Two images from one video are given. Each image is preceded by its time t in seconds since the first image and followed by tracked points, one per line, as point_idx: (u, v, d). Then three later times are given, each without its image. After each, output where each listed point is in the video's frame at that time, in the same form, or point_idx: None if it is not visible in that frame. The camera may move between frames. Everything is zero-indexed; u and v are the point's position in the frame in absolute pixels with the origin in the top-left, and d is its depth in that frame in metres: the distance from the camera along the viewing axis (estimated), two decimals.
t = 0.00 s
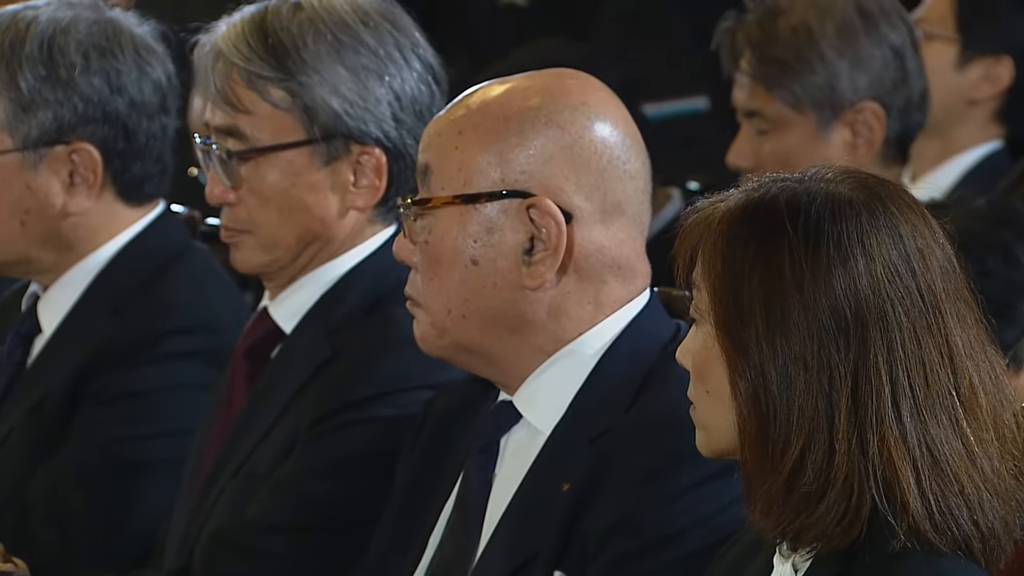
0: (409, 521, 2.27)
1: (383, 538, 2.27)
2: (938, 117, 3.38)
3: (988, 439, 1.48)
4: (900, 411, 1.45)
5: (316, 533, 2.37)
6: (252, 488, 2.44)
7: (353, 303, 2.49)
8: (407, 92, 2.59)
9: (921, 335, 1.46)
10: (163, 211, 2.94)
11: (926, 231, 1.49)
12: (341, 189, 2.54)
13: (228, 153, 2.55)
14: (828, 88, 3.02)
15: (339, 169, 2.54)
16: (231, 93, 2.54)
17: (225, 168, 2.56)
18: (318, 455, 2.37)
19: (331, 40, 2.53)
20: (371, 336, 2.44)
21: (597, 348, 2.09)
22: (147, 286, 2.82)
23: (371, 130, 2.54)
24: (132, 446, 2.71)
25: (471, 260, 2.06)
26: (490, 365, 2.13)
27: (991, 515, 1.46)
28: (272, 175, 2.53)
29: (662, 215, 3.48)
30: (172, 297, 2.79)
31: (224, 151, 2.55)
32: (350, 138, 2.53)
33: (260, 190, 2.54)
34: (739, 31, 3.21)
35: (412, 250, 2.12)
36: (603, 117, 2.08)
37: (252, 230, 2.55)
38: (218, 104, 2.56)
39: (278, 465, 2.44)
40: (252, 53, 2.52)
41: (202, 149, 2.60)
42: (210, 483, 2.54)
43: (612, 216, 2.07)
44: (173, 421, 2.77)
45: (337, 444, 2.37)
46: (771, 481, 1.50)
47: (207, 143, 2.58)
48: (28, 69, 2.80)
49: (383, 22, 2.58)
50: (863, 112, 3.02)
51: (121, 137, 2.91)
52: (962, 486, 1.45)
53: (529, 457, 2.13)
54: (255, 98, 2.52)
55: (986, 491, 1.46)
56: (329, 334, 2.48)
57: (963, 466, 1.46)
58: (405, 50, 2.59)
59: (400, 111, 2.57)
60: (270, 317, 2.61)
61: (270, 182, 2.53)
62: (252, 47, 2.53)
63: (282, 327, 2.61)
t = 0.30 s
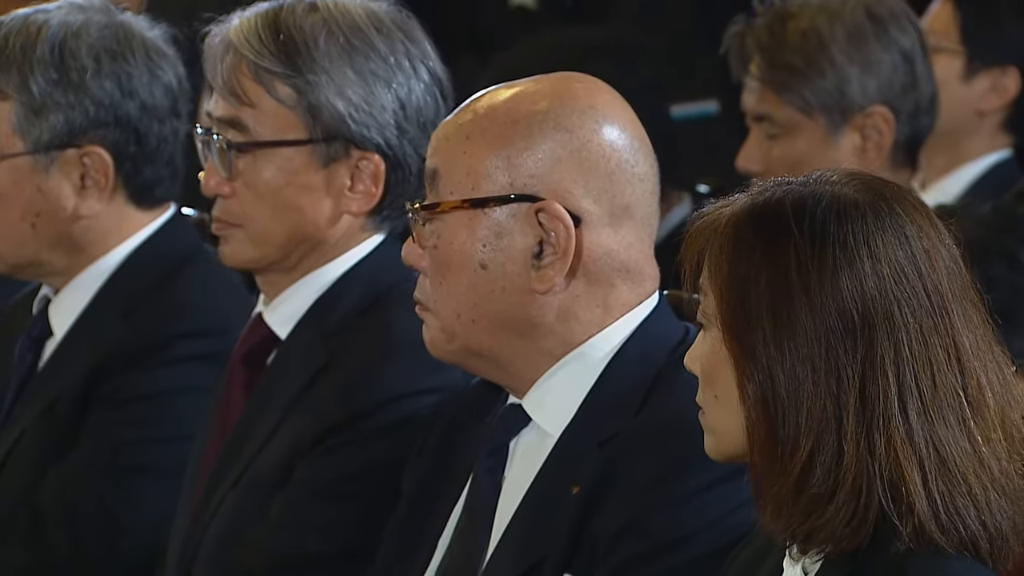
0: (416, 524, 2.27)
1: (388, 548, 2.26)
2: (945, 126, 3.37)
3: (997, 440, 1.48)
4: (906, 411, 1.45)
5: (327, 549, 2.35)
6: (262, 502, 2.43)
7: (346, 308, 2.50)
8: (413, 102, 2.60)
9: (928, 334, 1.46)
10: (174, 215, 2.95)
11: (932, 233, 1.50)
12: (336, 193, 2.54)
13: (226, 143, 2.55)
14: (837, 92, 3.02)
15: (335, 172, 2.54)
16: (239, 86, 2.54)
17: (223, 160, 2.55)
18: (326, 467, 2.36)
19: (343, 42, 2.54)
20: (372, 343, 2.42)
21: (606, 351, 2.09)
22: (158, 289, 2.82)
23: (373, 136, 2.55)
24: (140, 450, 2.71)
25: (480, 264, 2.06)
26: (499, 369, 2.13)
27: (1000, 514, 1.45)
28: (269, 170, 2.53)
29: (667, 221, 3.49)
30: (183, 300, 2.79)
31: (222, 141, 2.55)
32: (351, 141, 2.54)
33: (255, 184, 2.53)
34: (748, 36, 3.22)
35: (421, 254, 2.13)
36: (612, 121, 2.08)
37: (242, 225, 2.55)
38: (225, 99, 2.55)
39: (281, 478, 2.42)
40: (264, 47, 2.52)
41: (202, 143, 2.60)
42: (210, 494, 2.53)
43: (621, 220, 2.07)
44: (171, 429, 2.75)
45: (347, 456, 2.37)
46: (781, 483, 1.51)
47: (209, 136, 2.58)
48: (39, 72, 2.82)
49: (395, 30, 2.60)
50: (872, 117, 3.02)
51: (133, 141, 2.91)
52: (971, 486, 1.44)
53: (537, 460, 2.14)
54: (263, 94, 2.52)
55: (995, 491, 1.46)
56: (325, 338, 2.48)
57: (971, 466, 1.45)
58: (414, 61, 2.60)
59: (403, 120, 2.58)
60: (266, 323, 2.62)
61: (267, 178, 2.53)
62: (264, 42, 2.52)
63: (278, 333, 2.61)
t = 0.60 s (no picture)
0: (426, 528, 2.28)
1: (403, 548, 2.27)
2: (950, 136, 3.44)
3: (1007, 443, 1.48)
4: (917, 414, 1.46)
5: (334, 558, 2.36)
6: (265, 514, 2.42)
7: (335, 313, 2.50)
8: (400, 112, 2.58)
9: (937, 336, 1.47)
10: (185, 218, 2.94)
11: (941, 236, 1.51)
12: (317, 197, 2.54)
13: (209, 140, 2.55)
14: (847, 97, 3.06)
15: (318, 178, 2.53)
16: (226, 84, 2.53)
17: (206, 158, 2.55)
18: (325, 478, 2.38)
19: (333, 48, 2.54)
20: (367, 346, 2.43)
21: (615, 355, 2.09)
22: (168, 294, 2.81)
23: (357, 143, 2.54)
24: (148, 453, 2.73)
25: (488, 269, 2.06)
26: (507, 373, 2.13)
27: (1011, 517, 1.45)
28: (251, 171, 2.53)
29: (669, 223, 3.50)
30: (193, 306, 2.78)
31: (206, 138, 2.55)
32: (335, 148, 2.53)
33: (235, 183, 2.53)
34: (756, 41, 3.24)
35: (428, 259, 2.12)
36: (620, 125, 2.08)
37: (223, 224, 2.54)
38: (214, 98, 2.55)
39: (283, 487, 2.42)
40: (254, 48, 2.52)
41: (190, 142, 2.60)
42: (202, 508, 2.51)
43: (628, 223, 2.07)
44: (180, 431, 2.77)
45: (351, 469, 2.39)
46: (792, 488, 1.51)
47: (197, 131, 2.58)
48: (50, 76, 2.82)
49: (389, 40, 2.59)
50: (882, 121, 3.06)
51: (143, 145, 2.91)
52: (981, 488, 1.45)
53: (547, 464, 2.13)
54: (252, 95, 2.52)
55: (1005, 493, 1.46)
56: (316, 343, 2.48)
57: (981, 469, 1.46)
58: (404, 72, 2.59)
59: (388, 130, 2.57)
60: (253, 329, 2.60)
61: (247, 179, 2.53)
62: (254, 43, 2.53)
63: (267, 340, 2.59)
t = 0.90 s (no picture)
0: (435, 529, 2.27)
1: (416, 540, 2.27)
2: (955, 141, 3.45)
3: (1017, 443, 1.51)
4: (927, 416, 1.48)
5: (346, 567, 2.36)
6: (273, 523, 2.42)
7: (336, 318, 2.51)
8: (395, 124, 2.57)
9: (947, 338, 1.49)
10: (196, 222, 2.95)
11: (950, 238, 1.53)
12: (307, 201, 2.53)
13: (211, 133, 2.55)
14: (856, 100, 3.15)
15: (309, 179, 2.53)
16: (230, 79, 2.54)
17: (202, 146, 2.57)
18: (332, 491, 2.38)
19: (335, 52, 2.53)
20: (369, 347, 2.44)
21: (623, 357, 2.08)
22: (178, 298, 2.81)
23: (348, 149, 2.54)
24: (159, 456, 2.72)
25: (495, 272, 2.06)
26: (516, 377, 2.13)
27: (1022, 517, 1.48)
28: (245, 168, 2.53)
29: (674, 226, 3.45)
30: (201, 309, 2.78)
31: (209, 131, 2.56)
32: (326, 152, 2.52)
33: (230, 179, 2.53)
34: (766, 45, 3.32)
35: (436, 263, 2.13)
36: (628, 129, 2.08)
37: (215, 217, 2.54)
38: (217, 96, 2.56)
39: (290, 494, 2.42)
40: (258, 45, 2.53)
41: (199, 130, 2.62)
42: (207, 509, 2.50)
43: (634, 226, 2.06)
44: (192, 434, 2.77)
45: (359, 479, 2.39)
46: (804, 490, 1.54)
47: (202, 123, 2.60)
48: (60, 79, 2.83)
49: (395, 51, 2.58)
50: (891, 124, 3.14)
51: (153, 148, 2.90)
52: (992, 489, 1.47)
53: (555, 467, 2.14)
54: (252, 93, 2.53)
55: (1015, 493, 1.48)
56: (317, 348, 2.49)
57: (992, 470, 1.48)
58: (406, 83, 2.59)
59: (381, 140, 2.56)
60: (256, 335, 2.59)
61: (242, 176, 2.53)
62: (260, 39, 2.54)
63: (270, 345, 2.59)
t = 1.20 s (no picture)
0: (447, 527, 2.28)
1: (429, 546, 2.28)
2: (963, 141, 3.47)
3: None
4: (936, 416, 1.50)
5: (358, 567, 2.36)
6: (276, 519, 2.43)
7: (353, 317, 2.50)
8: (414, 126, 2.58)
9: (956, 338, 1.51)
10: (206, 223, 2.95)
11: (959, 239, 1.54)
12: (325, 201, 2.53)
13: (233, 132, 2.56)
14: (866, 102, 3.16)
15: (326, 180, 2.53)
16: (251, 79, 2.55)
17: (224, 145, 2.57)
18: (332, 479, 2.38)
19: (356, 53, 2.53)
20: (382, 345, 2.45)
21: (633, 360, 2.09)
22: (190, 296, 2.82)
23: (367, 152, 2.54)
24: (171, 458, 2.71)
25: (504, 275, 2.06)
26: (525, 379, 2.13)
27: None
28: (264, 168, 2.53)
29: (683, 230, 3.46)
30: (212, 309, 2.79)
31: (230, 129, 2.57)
32: (345, 153, 2.53)
33: (250, 178, 2.54)
34: (775, 48, 3.32)
35: (445, 266, 2.13)
36: (636, 132, 2.07)
37: (234, 216, 2.55)
38: (239, 98, 2.57)
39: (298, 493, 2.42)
40: (280, 45, 2.53)
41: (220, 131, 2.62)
42: (221, 509, 2.51)
43: (643, 227, 2.06)
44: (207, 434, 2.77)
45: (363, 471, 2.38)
46: (813, 490, 1.55)
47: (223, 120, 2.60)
48: (72, 81, 2.83)
49: (416, 53, 2.59)
50: (901, 126, 3.16)
51: (164, 150, 2.91)
52: (999, 490, 1.49)
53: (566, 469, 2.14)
54: (273, 94, 2.53)
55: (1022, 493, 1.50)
56: (334, 348, 2.49)
57: (999, 470, 1.50)
58: (426, 86, 2.59)
59: (400, 142, 2.56)
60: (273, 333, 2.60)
61: (262, 175, 2.53)
62: (281, 38, 2.54)
63: (286, 344, 2.59)
